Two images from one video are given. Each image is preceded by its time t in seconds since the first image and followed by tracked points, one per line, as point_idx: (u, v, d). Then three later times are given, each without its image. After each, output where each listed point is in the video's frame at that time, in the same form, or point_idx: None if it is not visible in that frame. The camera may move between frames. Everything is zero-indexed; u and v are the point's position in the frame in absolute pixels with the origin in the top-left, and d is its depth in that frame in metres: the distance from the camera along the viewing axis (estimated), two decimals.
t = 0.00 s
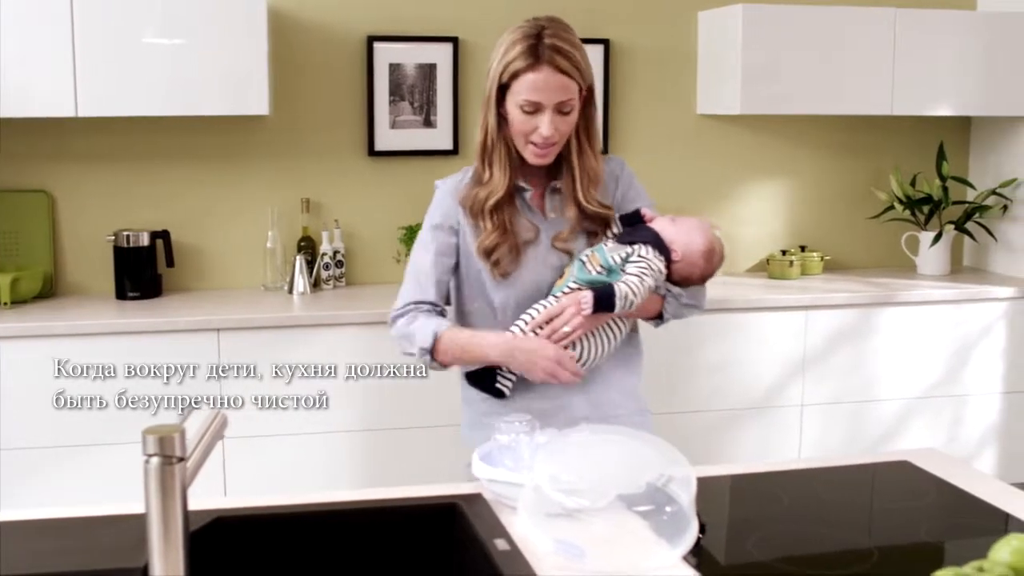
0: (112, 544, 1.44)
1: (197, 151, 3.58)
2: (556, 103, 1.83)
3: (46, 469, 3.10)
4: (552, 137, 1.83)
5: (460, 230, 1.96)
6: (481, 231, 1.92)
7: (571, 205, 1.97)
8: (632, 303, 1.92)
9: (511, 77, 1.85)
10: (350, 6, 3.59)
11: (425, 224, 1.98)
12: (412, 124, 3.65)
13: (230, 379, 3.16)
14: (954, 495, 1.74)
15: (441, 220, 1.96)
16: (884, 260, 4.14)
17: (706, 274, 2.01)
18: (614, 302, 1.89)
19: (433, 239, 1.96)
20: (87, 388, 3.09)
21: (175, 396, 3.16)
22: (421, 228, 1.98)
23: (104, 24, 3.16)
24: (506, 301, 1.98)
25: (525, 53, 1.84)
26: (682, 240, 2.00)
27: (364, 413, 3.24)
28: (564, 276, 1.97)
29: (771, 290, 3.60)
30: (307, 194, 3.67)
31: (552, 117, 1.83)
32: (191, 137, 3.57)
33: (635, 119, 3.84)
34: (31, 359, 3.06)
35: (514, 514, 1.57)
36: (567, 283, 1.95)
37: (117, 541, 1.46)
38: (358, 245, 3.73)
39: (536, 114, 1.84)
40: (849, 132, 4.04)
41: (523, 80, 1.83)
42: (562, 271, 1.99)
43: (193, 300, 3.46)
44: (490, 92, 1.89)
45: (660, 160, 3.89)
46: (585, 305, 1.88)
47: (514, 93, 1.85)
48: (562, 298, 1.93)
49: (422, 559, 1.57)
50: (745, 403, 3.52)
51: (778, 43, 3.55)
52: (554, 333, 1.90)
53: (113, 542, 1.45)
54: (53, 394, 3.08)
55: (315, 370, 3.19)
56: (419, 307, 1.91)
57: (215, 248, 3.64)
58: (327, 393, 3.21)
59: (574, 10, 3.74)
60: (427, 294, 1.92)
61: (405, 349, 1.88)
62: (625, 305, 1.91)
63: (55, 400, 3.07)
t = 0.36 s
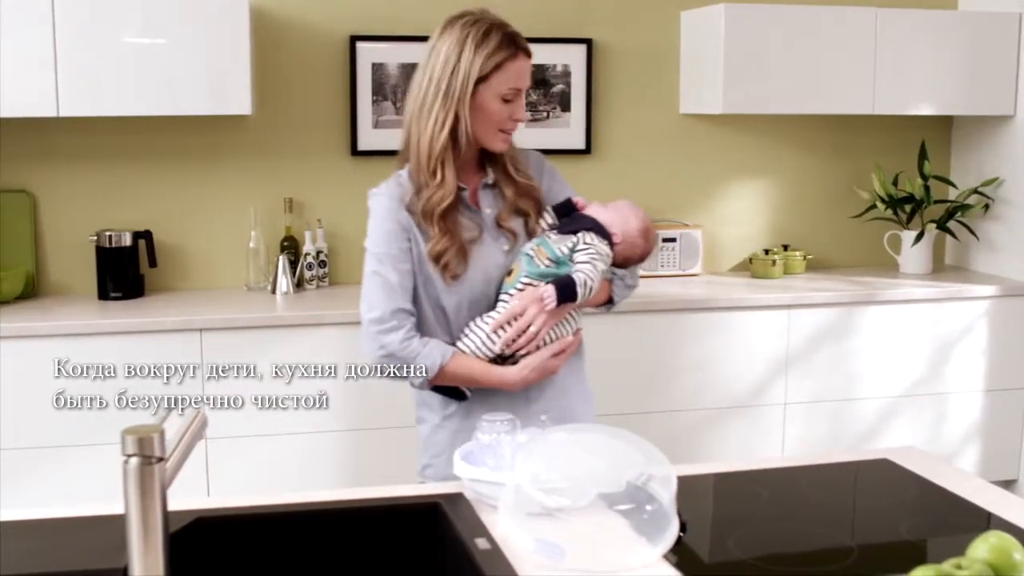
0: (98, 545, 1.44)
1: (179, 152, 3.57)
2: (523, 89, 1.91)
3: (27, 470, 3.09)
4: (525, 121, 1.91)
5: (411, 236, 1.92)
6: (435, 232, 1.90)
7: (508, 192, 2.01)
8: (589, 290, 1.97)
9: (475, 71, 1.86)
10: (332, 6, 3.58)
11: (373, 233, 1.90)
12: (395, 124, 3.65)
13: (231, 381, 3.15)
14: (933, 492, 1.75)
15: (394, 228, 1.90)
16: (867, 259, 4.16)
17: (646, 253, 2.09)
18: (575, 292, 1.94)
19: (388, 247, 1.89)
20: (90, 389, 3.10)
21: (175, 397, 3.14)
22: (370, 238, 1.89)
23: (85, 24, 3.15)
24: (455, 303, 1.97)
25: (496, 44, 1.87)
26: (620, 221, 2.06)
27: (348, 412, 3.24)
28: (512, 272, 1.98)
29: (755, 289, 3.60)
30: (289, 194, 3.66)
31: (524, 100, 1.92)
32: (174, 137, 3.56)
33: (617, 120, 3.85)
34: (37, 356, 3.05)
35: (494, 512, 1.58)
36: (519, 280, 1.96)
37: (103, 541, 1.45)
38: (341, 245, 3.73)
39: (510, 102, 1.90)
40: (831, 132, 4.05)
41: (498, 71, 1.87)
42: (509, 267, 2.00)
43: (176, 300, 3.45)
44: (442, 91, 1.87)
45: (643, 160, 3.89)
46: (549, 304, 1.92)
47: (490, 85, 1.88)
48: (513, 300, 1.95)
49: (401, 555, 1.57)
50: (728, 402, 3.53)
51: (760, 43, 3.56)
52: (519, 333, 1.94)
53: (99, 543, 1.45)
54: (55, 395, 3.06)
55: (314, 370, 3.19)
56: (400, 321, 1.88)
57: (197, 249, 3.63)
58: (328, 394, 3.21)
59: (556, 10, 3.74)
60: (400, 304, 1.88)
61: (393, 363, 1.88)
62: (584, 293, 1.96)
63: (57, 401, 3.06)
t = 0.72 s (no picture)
0: (84, 545, 1.44)
1: (162, 152, 3.57)
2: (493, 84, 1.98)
3: (10, 472, 3.07)
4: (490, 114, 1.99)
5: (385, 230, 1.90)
6: (417, 226, 1.90)
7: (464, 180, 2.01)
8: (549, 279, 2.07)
9: (475, 64, 1.90)
10: (315, 6, 3.58)
11: (347, 227, 1.86)
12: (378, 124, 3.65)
13: (229, 379, 3.16)
14: (914, 490, 1.76)
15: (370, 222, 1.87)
16: (850, 258, 4.17)
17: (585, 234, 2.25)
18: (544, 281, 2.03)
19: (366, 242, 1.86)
20: (86, 388, 3.09)
21: (174, 396, 3.14)
22: (345, 233, 1.86)
23: (67, 24, 3.15)
24: (425, 295, 1.97)
25: (490, 41, 1.94)
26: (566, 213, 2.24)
27: (332, 412, 3.24)
28: (472, 264, 2.01)
29: (738, 288, 3.61)
30: (273, 194, 3.66)
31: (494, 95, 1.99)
32: (157, 137, 3.56)
33: (601, 119, 3.85)
34: (31, 358, 3.04)
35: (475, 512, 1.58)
36: (483, 273, 2.01)
37: (90, 541, 1.45)
38: (324, 245, 3.73)
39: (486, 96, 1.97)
40: (814, 131, 4.06)
41: (490, 65, 1.94)
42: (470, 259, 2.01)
43: (158, 300, 3.44)
44: (448, 80, 1.88)
45: (627, 160, 3.90)
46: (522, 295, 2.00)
47: (483, 79, 1.93)
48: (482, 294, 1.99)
49: (386, 557, 1.57)
50: (711, 401, 3.53)
51: (743, 43, 3.56)
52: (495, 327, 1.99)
53: (83, 543, 1.45)
54: (53, 394, 3.07)
55: (304, 371, 3.19)
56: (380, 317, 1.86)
57: (182, 248, 3.63)
58: (327, 393, 3.23)
59: (540, 9, 3.75)
60: (378, 301, 1.86)
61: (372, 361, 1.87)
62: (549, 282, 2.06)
63: (55, 400, 3.06)
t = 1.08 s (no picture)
0: (70, 545, 1.44)
1: (146, 152, 3.56)
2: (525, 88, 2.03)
3: None
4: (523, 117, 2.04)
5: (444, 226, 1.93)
6: (471, 224, 1.96)
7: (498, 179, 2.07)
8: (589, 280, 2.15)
9: (522, 69, 1.94)
10: (299, 6, 3.58)
11: (415, 221, 1.88)
12: (363, 123, 3.65)
13: (229, 380, 3.17)
14: (896, 488, 1.77)
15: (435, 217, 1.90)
16: (833, 257, 4.18)
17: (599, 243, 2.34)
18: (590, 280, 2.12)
19: (434, 237, 1.89)
20: (86, 388, 3.08)
21: (173, 397, 3.13)
22: (412, 227, 1.87)
23: (49, 23, 3.14)
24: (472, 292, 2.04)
25: (530, 46, 1.98)
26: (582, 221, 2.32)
27: (316, 412, 3.23)
28: (517, 264, 2.07)
29: (722, 287, 3.62)
30: (256, 194, 3.65)
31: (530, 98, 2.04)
32: (140, 138, 3.55)
33: (585, 120, 3.86)
34: (29, 359, 3.03)
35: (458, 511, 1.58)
36: (527, 274, 2.07)
37: (76, 541, 1.45)
38: (308, 245, 3.72)
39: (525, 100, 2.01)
40: (797, 131, 4.08)
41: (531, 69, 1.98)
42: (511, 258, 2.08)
43: (142, 301, 3.43)
44: (500, 84, 1.91)
45: (610, 159, 3.90)
46: (572, 294, 2.09)
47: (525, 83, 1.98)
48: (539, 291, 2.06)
49: (367, 556, 1.57)
50: (695, 401, 3.54)
51: (727, 43, 3.57)
52: (550, 318, 2.06)
53: (66, 544, 1.44)
54: (53, 394, 3.06)
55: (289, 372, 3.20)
56: (445, 313, 1.90)
57: (166, 248, 3.62)
58: (327, 393, 3.23)
59: (524, 9, 3.75)
60: (443, 297, 1.90)
61: (437, 355, 1.91)
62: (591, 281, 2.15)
63: (55, 400, 3.05)
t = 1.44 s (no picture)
0: (52, 546, 1.43)
1: (128, 153, 3.55)
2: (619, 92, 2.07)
3: None
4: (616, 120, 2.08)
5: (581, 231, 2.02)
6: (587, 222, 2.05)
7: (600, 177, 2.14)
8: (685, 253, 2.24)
9: (600, 71, 2.00)
10: (282, 6, 3.57)
11: (567, 230, 1.96)
12: (346, 123, 3.65)
13: (229, 380, 3.17)
14: (878, 486, 1.77)
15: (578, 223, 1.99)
16: (817, 257, 4.20)
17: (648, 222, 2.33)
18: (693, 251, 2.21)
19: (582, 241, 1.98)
20: (86, 388, 3.07)
21: (175, 397, 3.14)
22: (566, 235, 1.96)
23: (33, 24, 3.12)
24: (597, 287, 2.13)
25: (609, 49, 2.01)
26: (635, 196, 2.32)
27: (300, 412, 3.23)
28: (625, 257, 2.17)
29: (706, 287, 3.63)
30: (240, 194, 3.65)
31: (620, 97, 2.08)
32: (124, 138, 3.54)
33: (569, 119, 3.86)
34: (33, 357, 3.02)
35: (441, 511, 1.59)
36: (637, 262, 2.17)
37: (57, 542, 1.45)
38: (293, 245, 3.72)
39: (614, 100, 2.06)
40: (781, 130, 4.09)
41: (609, 72, 2.02)
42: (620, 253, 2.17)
43: (125, 301, 3.43)
44: (566, 87, 1.97)
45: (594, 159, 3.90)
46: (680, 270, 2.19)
47: (601, 85, 2.02)
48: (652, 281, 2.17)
49: (350, 556, 1.57)
50: (679, 400, 3.54)
51: (710, 43, 3.58)
52: (670, 298, 2.16)
53: (48, 546, 1.44)
54: (53, 394, 3.05)
55: (273, 371, 3.20)
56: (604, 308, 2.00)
57: (150, 249, 3.61)
58: (327, 393, 3.23)
59: (508, 9, 3.75)
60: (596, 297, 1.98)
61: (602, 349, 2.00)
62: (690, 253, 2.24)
63: (55, 400, 3.05)
